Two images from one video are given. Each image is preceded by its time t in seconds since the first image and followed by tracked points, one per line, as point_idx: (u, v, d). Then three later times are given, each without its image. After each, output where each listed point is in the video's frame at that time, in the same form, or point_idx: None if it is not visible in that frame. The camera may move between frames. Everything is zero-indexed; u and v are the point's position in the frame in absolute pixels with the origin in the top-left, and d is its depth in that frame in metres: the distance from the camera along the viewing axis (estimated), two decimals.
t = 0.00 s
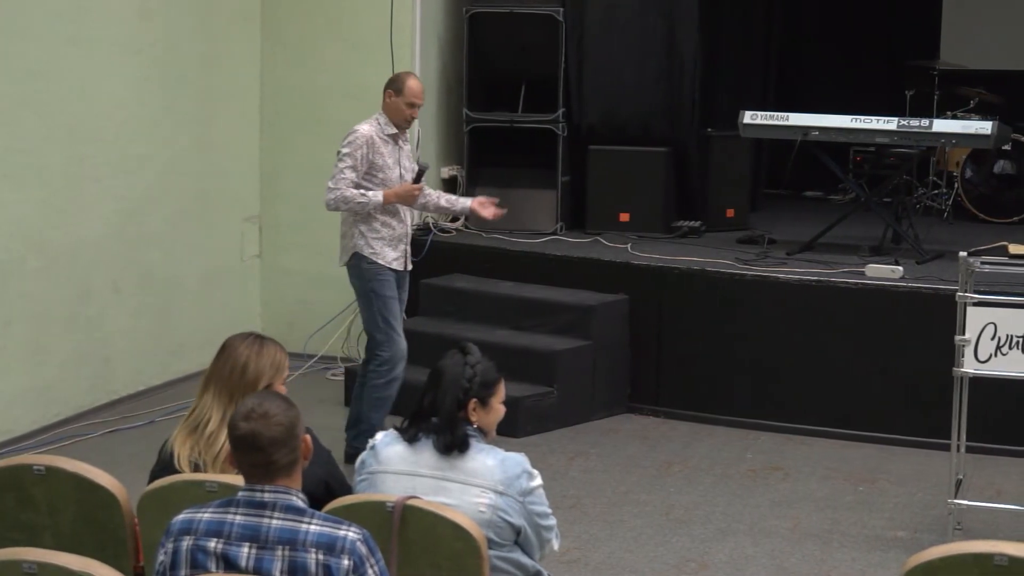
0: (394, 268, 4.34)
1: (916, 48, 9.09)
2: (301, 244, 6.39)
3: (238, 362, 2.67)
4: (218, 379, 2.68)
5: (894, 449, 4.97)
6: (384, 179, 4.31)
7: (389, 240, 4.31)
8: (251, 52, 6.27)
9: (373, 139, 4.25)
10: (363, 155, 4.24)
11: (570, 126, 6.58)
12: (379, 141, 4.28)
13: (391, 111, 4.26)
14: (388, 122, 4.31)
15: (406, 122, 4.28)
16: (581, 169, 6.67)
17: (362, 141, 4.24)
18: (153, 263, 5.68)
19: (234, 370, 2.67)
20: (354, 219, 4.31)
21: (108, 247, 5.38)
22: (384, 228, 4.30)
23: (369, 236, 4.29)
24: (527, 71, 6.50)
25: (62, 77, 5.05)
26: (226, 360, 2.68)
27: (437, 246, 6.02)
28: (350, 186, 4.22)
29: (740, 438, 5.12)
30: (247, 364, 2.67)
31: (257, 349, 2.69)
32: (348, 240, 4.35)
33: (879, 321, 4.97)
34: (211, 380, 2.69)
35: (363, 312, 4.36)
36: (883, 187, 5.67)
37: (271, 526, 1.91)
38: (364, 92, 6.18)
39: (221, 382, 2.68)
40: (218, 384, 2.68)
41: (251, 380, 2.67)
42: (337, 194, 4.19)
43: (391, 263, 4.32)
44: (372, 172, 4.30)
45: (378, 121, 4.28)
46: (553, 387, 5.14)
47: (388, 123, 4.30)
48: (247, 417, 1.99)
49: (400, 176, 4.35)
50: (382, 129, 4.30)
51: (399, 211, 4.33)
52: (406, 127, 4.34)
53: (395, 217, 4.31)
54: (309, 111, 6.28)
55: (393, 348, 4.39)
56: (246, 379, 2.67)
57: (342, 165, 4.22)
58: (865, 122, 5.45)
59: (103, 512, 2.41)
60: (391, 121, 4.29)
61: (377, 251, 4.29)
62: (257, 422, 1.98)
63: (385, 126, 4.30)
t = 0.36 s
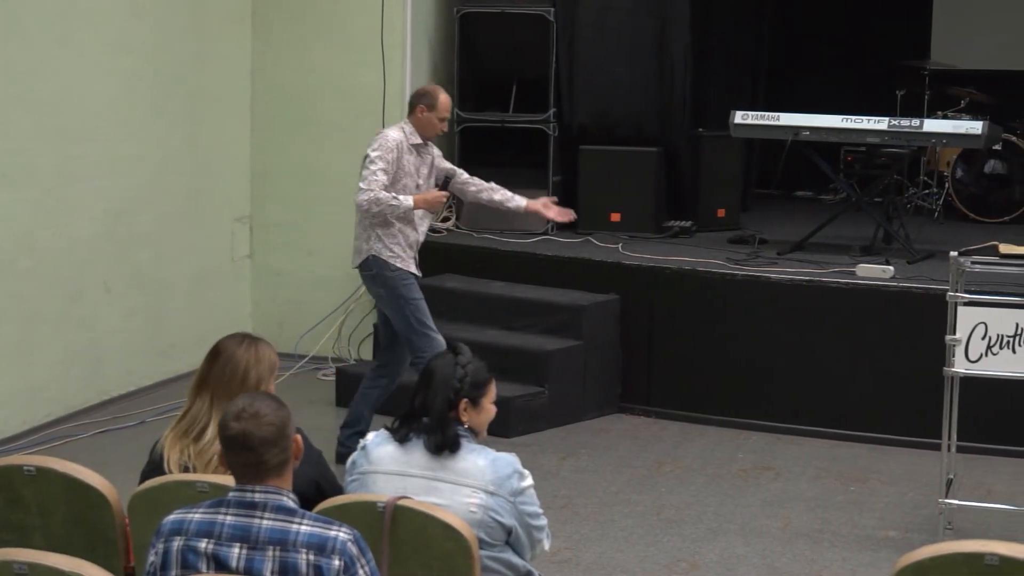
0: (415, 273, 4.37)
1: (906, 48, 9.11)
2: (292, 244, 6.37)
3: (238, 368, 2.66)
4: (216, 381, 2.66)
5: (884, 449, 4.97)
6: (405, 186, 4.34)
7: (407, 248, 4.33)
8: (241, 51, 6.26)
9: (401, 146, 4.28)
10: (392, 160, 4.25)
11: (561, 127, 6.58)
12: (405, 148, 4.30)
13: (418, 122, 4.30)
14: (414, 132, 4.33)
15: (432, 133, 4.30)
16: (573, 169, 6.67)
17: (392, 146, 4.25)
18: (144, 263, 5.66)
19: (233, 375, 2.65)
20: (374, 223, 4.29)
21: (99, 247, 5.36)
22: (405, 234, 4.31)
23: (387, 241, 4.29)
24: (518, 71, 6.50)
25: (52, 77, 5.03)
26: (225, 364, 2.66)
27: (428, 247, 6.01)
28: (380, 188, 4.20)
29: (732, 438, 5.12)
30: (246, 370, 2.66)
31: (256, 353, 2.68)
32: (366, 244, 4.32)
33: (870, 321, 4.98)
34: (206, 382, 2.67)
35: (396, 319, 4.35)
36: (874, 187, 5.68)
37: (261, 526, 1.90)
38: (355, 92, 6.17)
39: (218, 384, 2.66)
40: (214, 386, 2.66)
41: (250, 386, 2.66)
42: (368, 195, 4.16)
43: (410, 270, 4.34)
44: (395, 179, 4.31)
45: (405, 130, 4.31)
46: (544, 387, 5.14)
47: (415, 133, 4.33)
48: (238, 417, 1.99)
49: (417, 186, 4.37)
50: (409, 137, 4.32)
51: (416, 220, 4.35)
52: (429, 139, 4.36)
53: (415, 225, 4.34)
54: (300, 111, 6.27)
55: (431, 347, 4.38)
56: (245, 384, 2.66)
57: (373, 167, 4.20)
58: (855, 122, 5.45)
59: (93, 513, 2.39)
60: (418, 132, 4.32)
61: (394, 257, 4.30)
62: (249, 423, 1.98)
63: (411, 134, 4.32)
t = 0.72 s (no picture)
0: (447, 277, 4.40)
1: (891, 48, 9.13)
2: (278, 244, 6.35)
3: (232, 371, 2.64)
4: (207, 386, 2.65)
5: (870, 448, 4.98)
6: (443, 194, 4.37)
7: (440, 256, 4.37)
8: (228, 51, 6.23)
9: (441, 153, 4.31)
10: (429, 167, 4.29)
11: (548, 127, 6.58)
12: (446, 155, 4.32)
13: (464, 130, 4.29)
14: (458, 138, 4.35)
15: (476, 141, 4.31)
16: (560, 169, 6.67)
17: (432, 154, 4.28)
18: (130, 264, 5.63)
19: (224, 380, 2.64)
20: (410, 228, 4.35)
21: (84, 247, 5.33)
22: (438, 242, 4.35)
23: (421, 246, 4.34)
24: (505, 71, 6.49)
25: (37, 76, 4.99)
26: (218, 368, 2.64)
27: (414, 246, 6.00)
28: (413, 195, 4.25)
29: (719, 438, 5.12)
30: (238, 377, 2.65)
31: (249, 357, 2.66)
32: (402, 246, 4.38)
33: (856, 321, 4.98)
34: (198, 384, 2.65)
35: (427, 321, 4.39)
36: (860, 187, 5.69)
37: (247, 526, 1.88)
38: (341, 92, 6.15)
39: (209, 389, 2.64)
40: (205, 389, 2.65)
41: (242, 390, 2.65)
42: (399, 201, 4.22)
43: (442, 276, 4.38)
44: (433, 185, 4.35)
45: (449, 136, 4.32)
46: (531, 387, 5.13)
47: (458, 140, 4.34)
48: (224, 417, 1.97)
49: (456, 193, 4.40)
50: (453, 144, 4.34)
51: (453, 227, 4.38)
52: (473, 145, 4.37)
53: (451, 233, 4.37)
54: (286, 110, 6.25)
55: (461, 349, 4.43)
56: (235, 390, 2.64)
57: (408, 173, 4.26)
58: (841, 122, 5.45)
59: (79, 514, 2.37)
60: (462, 138, 4.33)
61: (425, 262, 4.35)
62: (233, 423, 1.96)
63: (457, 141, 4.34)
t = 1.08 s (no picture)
0: (467, 275, 4.38)
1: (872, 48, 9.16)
2: (260, 244, 6.33)
3: (208, 372, 2.63)
4: (185, 388, 2.63)
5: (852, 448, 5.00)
6: (462, 185, 4.37)
7: (464, 248, 4.37)
8: (209, 50, 6.20)
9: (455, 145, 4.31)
10: (446, 160, 4.29)
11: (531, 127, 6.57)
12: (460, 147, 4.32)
13: (474, 117, 4.30)
14: (471, 129, 4.36)
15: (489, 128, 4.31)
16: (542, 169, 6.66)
17: (447, 146, 4.28)
18: (112, 264, 5.60)
19: (202, 380, 2.62)
20: (433, 225, 4.35)
21: (64, 248, 5.29)
22: (459, 235, 4.35)
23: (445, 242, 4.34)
24: (488, 72, 6.49)
25: (17, 76, 4.95)
26: (194, 369, 2.63)
27: (397, 247, 5.99)
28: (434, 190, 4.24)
29: (702, 438, 5.12)
30: (216, 376, 2.64)
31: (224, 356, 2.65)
32: (425, 243, 4.39)
33: (838, 320, 4.99)
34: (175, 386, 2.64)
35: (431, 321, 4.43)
36: (842, 187, 5.70)
37: (229, 527, 1.87)
38: (323, 92, 6.13)
39: (186, 391, 2.63)
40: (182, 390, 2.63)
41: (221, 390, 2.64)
42: (422, 198, 4.20)
43: (464, 270, 4.37)
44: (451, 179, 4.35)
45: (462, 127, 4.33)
46: (514, 387, 5.12)
47: (471, 130, 4.35)
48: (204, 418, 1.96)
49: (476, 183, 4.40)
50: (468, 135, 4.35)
51: (475, 219, 4.38)
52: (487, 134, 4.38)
53: (473, 225, 4.37)
54: (268, 110, 6.22)
55: (453, 354, 4.41)
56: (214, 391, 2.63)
57: (427, 168, 4.24)
58: (824, 122, 5.48)
59: (60, 516, 2.35)
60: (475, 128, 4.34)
61: (450, 258, 4.35)
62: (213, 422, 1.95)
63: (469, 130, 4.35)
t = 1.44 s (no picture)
0: (463, 273, 4.37)
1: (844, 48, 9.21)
2: (232, 245, 6.28)
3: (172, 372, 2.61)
4: (150, 390, 2.62)
5: (825, 447, 5.01)
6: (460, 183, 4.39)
7: (458, 247, 4.35)
8: (180, 50, 6.15)
9: (450, 144, 4.35)
10: (439, 159, 4.34)
11: (504, 127, 6.56)
12: (455, 145, 4.35)
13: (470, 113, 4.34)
14: (470, 127, 4.38)
15: (484, 123, 4.31)
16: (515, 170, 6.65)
17: (438, 145, 4.34)
18: (82, 265, 5.54)
19: (167, 380, 2.61)
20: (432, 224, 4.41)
21: (34, 250, 5.23)
22: (454, 234, 4.35)
23: (441, 240, 4.37)
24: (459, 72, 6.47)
25: None
26: (158, 370, 2.61)
27: (369, 247, 5.97)
28: (422, 190, 4.33)
29: (676, 437, 5.13)
30: (180, 374, 2.62)
31: (186, 354, 2.64)
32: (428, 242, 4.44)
33: (811, 320, 5.01)
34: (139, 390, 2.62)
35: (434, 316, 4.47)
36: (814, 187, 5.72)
37: (201, 530, 1.84)
38: (295, 92, 6.09)
39: (151, 392, 2.61)
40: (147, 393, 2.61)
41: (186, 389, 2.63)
42: (408, 197, 4.31)
43: (460, 268, 4.36)
44: (449, 178, 4.39)
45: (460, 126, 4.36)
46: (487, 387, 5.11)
47: (470, 128, 4.37)
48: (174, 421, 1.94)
49: (478, 179, 4.39)
50: (467, 133, 4.38)
51: (474, 217, 4.36)
52: (488, 131, 4.38)
53: (467, 223, 4.35)
54: (239, 111, 6.18)
55: (449, 357, 4.44)
56: (179, 389, 2.62)
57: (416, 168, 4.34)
58: (795, 122, 5.50)
59: (31, 518, 2.32)
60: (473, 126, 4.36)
61: (447, 256, 4.36)
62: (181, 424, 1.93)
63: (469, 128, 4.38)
